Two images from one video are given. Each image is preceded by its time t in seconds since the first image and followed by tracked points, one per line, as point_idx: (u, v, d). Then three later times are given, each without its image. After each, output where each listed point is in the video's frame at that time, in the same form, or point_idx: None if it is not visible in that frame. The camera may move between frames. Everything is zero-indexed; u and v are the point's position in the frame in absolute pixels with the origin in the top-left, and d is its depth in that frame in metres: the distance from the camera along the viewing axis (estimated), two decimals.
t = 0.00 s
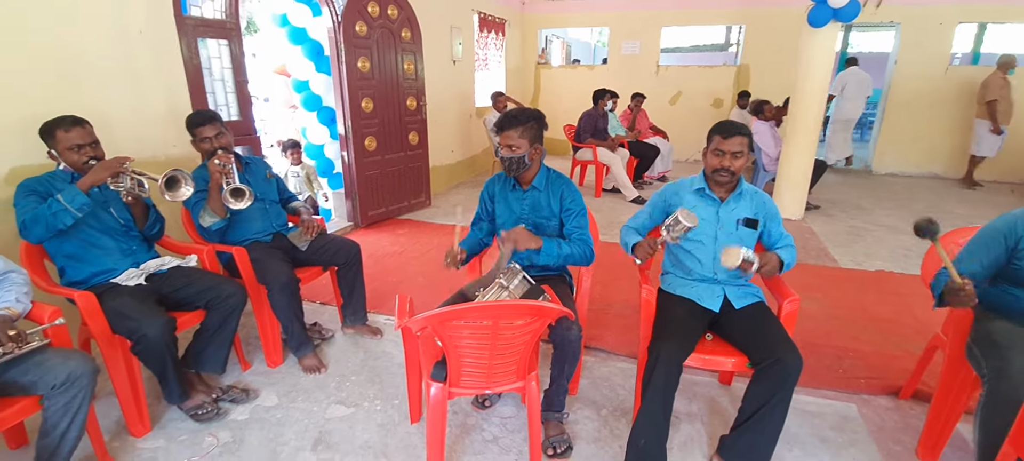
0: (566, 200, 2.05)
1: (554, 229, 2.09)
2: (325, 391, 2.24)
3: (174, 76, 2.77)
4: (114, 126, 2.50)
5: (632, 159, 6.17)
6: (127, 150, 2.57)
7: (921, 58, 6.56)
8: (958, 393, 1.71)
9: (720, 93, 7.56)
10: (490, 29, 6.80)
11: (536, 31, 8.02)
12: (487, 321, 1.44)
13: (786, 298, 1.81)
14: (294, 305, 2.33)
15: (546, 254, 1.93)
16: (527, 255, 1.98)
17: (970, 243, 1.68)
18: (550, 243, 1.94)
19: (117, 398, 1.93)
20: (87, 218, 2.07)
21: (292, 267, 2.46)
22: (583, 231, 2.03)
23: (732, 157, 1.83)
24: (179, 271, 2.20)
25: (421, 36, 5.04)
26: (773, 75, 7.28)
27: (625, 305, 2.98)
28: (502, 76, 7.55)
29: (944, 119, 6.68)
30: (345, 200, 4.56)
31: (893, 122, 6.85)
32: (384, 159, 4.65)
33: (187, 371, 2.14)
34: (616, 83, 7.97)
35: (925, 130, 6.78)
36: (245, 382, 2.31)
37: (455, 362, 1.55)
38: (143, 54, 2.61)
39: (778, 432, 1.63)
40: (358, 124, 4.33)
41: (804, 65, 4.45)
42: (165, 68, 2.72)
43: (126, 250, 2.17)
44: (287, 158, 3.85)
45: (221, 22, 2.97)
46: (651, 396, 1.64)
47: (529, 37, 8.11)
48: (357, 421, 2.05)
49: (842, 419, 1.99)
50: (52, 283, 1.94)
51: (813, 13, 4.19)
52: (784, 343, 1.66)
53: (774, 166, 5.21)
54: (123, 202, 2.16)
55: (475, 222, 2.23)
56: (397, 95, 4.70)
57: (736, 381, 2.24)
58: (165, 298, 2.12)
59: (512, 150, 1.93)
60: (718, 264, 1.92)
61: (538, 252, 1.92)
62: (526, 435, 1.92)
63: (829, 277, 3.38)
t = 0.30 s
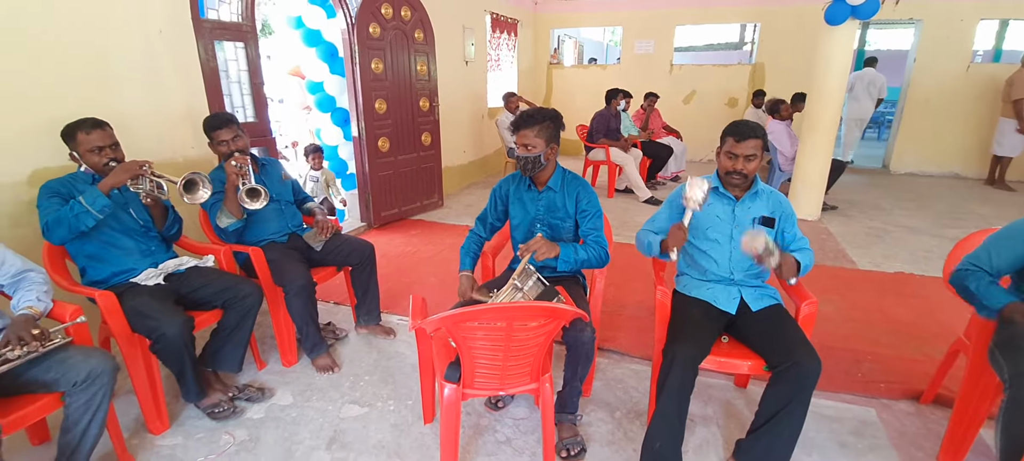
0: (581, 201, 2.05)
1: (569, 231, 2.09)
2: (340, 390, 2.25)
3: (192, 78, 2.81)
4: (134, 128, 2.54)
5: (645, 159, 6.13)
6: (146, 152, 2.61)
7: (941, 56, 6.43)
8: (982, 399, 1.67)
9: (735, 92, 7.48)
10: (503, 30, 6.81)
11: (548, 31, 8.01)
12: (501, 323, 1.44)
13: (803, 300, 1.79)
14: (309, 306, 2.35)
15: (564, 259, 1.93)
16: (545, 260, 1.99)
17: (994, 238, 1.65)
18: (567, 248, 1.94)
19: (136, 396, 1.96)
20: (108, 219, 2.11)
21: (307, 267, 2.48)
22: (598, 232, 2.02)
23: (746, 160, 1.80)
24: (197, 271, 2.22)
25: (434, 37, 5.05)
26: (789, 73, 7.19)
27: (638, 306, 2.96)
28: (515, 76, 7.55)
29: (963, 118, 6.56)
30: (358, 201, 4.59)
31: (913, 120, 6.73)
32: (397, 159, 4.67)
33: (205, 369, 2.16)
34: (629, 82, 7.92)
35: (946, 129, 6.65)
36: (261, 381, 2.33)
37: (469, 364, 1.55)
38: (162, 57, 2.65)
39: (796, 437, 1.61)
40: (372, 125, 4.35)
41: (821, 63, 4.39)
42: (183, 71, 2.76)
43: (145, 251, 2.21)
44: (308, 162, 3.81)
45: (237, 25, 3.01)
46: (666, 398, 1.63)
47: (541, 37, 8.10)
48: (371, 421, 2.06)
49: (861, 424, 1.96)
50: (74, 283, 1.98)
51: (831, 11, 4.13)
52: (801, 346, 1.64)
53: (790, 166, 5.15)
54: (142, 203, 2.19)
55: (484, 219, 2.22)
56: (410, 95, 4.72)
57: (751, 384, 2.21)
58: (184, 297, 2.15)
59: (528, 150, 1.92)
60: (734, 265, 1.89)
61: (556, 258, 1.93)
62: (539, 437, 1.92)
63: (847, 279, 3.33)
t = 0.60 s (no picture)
0: (595, 200, 2.04)
1: (582, 231, 2.08)
2: (353, 389, 2.27)
3: (210, 79, 2.85)
4: (155, 129, 2.59)
5: (659, 159, 6.08)
6: (166, 152, 2.66)
7: (964, 54, 6.29)
8: (1007, 406, 1.63)
9: (751, 91, 7.40)
10: (516, 29, 6.81)
11: (562, 30, 8.00)
12: (515, 323, 1.44)
13: (821, 303, 1.76)
14: (325, 304, 2.37)
15: (573, 257, 1.93)
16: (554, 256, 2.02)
17: None
18: (577, 246, 1.94)
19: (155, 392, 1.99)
20: (128, 219, 2.15)
21: (322, 267, 2.50)
22: (609, 232, 2.01)
23: (765, 163, 1.78)
24: (214, 269, 2.26)
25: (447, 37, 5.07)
26: (806, 72, 7.09)
27: (652, 307, 2.95)
28: (528, 76, 7.55)
29: (987, 117, 6.42)
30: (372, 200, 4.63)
31: (934, 119, 6.59)
32: (411, 159, 4.70)
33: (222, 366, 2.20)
34: (643, 81, 7.87)
35: (969, 129, 6.51)
36: (277, 378, 2.36)
37: (483, 364, 1.56)
38: (182, 59, 2.69)
39: (813, 441, 1.58)
40: (386, 125, 4.38)
41: (840, 61, 4.32)
42: (202, 72, 2.81)
43: (165, 249, 2.25)
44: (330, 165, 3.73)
45: (255, 26, 3.05)
46: (680, 401, 1.62)
47: (554, 36, 8.08)
48: (385, 420, 2.07)
49: (881, 429, 1.93)
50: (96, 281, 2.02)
51: (850, 8, 4.06)
52: (819, 348, 1.62)
53: (807, 166, 5.08)
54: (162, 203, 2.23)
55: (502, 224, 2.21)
56: (423, 96, 4.74)
57: (767, 387, 2.18)
58: (202, 295, 2.18)
59: (542, 151, 1.92)
60: (750, 267, 1.87)
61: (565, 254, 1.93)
62: (553, 438, 1.91)
63: (866, 281, 3.27)
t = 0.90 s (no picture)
0: (607, 201, 2.02)
1: (594, 231, 2.07)
2: (365, 387, 2.28)
3: (227, 79, 2.89)
4: (171, 128, 2.62)
5: (671, 160, 6.05)
6: (183, 151, 2.70)
7: (985, 54, 6.17)
8: None
9: (765, 91, 7.32)
10: (528, 30, 6.81)
11: (574, 30, 7.97)
12: (527, 323, 1.44)
13: (838, 306, 1.74)
14: (336, 303, 2.39)
15: (584, 256, 1.92)
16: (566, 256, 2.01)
17: None
18: (588, 245, 1.92)
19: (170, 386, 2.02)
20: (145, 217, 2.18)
21: (335, 265, 2.52)
22: (622, 234, 2.00)
23: (778, 161, 1.76)
24: (229, 267, 2.28)
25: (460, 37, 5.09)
26: (821, 72, 7.00)
27: (664, 308, 2.93)
28: (539, 76, 7.54)
29: (1008, 118, 6.28)
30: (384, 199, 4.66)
31: (953, 120, 6.47)
32: (423, 159, 4.72)
33: (236, 363, 2.22)
34: (656, 81, 7.82)
35: (989, 129, 6.38)
36: (289, 375, 2.38)
37: (494, 363, 1.56)
38: (198, 59, 2.72)
39: (829, 446, 1.56)
40: (398, 124, 4.40)
41: (857, 61, 4.26)
42: (219, 72, 2.84)
43: (182, 247, 2.28)
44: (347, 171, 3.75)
45: (270, 27, 3.08)
46: (693, 403, 1.60)
47: (566, 36, 8.07)
48: (396, 417, 2.08)
49: (898, 434, 1.89)
50: (114, 277, 2.05)
51: (867, 7, 4.00)
52: (834, 352, 1.60)
53: (822, 167, 5.01)
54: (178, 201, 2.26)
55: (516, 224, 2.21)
56: (435, 96, 4.75)
57: (781, 390, 2.16)
58: (217, 292, 2.20)
59: (553, 152, 1.92)
60: (765, 269, 1.85)
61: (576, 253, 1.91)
62: (563, 439, 1.91)
63: (883, 285, 3.22)
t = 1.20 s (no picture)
0: (615, 201, 2.02)
1: (602, 231, 2.07)
2: (372, 383, 2.29)
3: (237, 76, 2.90)
4: (182, 125, 2.64)
5: (679, 159, 6.02)
6: (194, 147, 2.72)
7: (1000, 54, 6.09)
8: None
9: (776, 91, 7.27)
10: (537, 28, 6.80)
11: (583, 29, 7.94)
12: (535, 321, 1.44)
13: (849, 309, 1.72)
14: (345, 299, 2.40)
15: (596, 261, 1.92)
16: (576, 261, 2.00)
17: None
18: (600, 250, 1.92)
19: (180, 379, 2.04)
20: (159, 210, 2.21)
21: (343, 262, 2.53)
22: (631, 235, 1.99)
23: (788, 167, 1.74)
24: (239, 262, 2.30)
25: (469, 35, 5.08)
26: (833, 72, 6.94)
27: (671, 309, 2.91)
28: (548, 75, 7.53)
29: None
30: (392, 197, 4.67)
31: (967, 121, 6.39)
32: (431, 157, 4.72)
33: (244, 358, 2.24)
34: (665, 81, 7.78)
35: (1004, 131, 6.30)
36: (297, 371, 2.39)
37: (502, 362, 1.56)
38: (209, 55, 2.74)
39: (838, 450, 1.55)
40: (407, 122, 4.41)
41: (870, 62, 4.22)
42: (230, 69, 2.86)
43: (192, 241, 2.29)
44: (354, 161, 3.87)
45: (280, 24, 3.10)
46: (700, 404, 1.59)
47: (575, 35, 8.04)
48: (403, 414, 2.09)
49: (908, 439, 1.88)
50: (125, 271, 2.07)
51: (881, 7, 3.95)
52: (844, 354, 1.59)
53: (833, 168, 4.97)
54: (190, 195, 2.28)
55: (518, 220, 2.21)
56: (444, 93, 4.76)
57: (790, 393, 2.14)
58: (227, 287, 2.22)
59: (564, 148, 1.92)
60: (775, 270, 1.84)
61: (588, 259, 1.91)
62: (569, 438, 1.91)
63: (894, 287, 3.19)
